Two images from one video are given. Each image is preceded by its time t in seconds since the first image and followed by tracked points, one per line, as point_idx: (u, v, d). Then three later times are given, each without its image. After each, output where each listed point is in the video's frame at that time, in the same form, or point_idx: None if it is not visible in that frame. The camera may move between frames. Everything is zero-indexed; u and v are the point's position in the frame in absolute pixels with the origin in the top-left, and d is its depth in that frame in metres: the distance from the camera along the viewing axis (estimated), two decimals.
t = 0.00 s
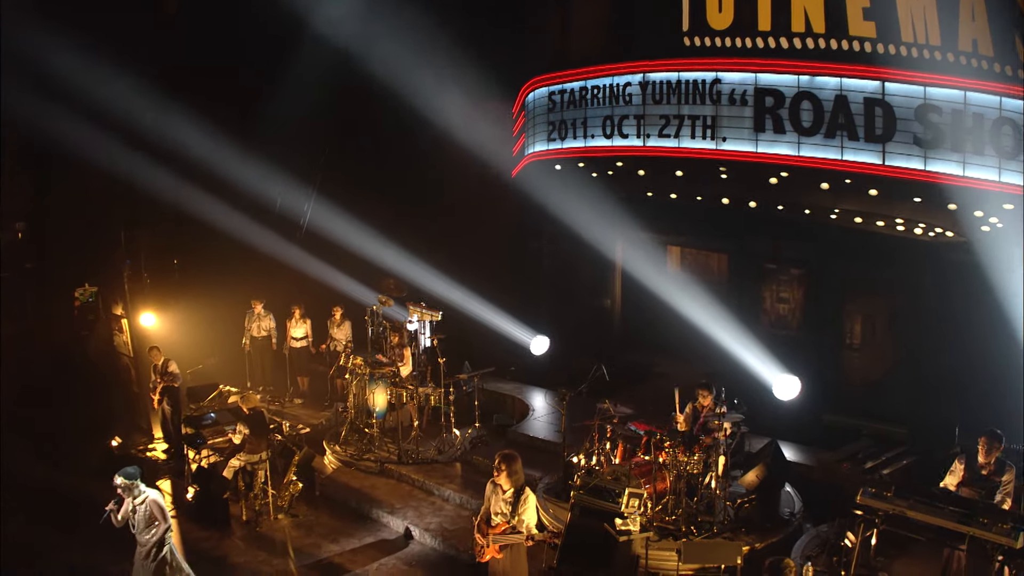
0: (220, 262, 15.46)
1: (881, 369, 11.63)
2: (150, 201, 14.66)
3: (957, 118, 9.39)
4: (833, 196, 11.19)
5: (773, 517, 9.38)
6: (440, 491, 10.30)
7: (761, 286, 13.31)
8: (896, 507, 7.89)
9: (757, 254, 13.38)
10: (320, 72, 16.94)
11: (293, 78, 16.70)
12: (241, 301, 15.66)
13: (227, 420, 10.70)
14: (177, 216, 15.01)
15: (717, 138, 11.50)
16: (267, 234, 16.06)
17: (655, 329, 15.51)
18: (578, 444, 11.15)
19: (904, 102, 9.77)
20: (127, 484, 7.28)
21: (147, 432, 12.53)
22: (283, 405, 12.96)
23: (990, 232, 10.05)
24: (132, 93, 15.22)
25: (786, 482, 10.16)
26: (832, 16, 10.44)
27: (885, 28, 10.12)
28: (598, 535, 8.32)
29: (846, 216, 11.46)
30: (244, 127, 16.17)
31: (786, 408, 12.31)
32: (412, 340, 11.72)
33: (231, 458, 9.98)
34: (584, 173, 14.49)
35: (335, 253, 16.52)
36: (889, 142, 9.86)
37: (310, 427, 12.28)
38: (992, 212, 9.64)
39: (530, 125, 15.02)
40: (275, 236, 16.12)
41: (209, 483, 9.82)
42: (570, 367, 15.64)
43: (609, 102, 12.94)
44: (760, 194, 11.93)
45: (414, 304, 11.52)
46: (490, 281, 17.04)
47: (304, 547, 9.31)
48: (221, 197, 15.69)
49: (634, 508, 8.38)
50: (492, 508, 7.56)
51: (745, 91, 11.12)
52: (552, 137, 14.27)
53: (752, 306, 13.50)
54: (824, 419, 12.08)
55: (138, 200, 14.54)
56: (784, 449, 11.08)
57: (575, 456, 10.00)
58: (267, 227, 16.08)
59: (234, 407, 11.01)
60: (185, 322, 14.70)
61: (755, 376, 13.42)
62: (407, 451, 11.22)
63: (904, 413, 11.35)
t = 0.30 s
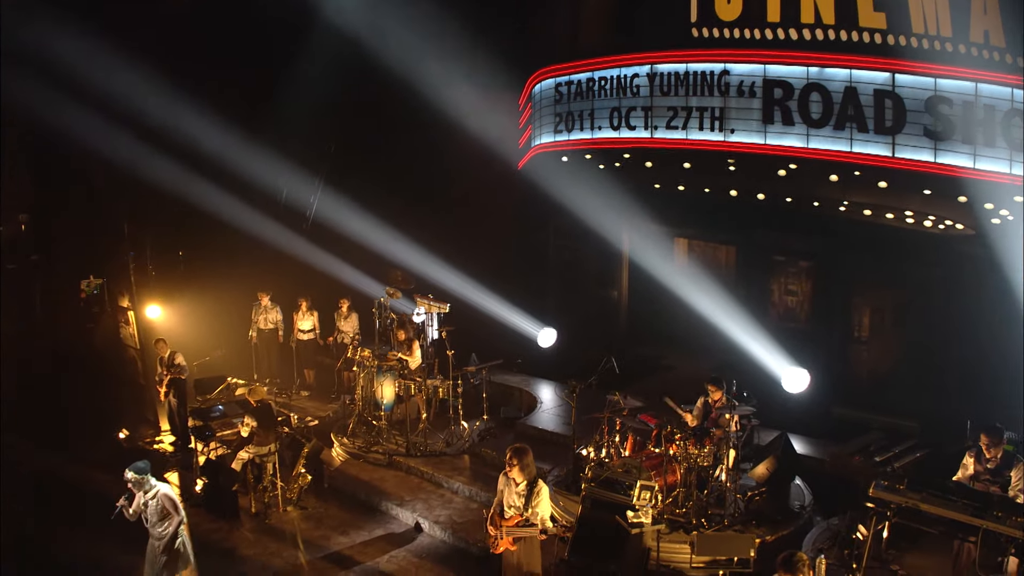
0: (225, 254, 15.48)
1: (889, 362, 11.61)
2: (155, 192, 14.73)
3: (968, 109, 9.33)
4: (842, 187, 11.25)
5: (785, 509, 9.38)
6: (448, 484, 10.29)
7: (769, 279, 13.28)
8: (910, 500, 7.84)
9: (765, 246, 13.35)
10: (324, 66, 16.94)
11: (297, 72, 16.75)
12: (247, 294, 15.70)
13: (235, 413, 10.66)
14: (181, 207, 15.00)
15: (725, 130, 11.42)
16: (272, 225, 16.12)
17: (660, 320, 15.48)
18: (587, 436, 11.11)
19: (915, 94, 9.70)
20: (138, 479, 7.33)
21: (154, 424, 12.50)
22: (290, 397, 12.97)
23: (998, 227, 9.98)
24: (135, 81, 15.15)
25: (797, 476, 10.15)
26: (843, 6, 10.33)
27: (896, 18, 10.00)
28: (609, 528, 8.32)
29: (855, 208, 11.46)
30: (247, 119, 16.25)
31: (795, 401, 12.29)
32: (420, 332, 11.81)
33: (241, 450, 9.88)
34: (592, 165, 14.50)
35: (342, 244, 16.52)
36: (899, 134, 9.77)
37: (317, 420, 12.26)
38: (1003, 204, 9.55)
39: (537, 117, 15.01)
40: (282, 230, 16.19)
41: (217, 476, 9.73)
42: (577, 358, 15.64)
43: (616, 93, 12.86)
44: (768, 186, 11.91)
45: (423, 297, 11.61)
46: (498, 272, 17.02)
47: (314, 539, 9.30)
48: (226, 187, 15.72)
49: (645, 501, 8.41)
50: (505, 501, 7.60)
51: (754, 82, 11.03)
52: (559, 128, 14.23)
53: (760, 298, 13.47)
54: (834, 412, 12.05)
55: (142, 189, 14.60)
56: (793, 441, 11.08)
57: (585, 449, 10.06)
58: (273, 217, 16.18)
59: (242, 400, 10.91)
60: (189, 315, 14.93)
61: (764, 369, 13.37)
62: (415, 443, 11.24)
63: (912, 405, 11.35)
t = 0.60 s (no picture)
0: (227, 245, 15.23)
1: (896, 355, 11.60)
2: (161, 185, 14.57)
3: (977, 102, 9.30)
4: (849, 179, 11.02)
5: (793, 502, 9.43)
6: (456, 477, 10.27)
7: (774, 271, 13.20)
8: (921, 493, 7.83)
9: (771, 240, 13.27)
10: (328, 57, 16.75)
11: (300, 65, 16.60)
12: (252, 286, 15.42)
13: (241, 406, 10.59)
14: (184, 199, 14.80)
15: (731, 122, 11.38)
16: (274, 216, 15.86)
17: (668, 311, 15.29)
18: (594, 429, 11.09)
19: (924, 86, 9.62)
20: (148, 472, 7.22)
21: (158, 418, 12.44)
22: (294, 390, 12.92)
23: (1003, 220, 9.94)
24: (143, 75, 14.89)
25: (804, 470, 10.14)
26: None
27: (906, 9, 9.95)
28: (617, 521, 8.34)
29: (862, 201, 11.36)
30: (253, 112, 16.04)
31: (802, 394, 12.27)
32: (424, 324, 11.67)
33: (247, 443, 9.72)
34: (596, 157, 14.44)
35: (346, 237, 16.44)
36: (907, 126, 9.73)
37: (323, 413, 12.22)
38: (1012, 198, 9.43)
39: (541, 108, 14.89)
40: (284, 221, 15.92)
41: (225, 469, 9.65)
42: (582, 351, 15.62)
43: (621, 85, 12.79)
44: (775, 178, 11.98)
45: (428, 290, 11.41)
46: (501, 266, 16.83)
47: (322, 532, 9.29)
48: (227, 179, 15.42)
49: (656, 494, 8.37)
50: (517, 493, 7.51)
51: (761, 74, 10.94)
52: (564, 120, 14.18)
53: (766, 291, 13.34)
54: (841, 405, 12.04)
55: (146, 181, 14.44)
56: (801, 434, 11.06)
57: (592, 442, 9.93)
58: (281, 211, 15.96)
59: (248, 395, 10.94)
60: (193, 305, 14.73)
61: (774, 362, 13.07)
62: (421, 436, 11.19)
63: (919, 398, 11.34)
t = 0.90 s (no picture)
0: (230, 241, 14.92)
1: (901, 348, 11.57)
2: (165, 177, 14.40)
3: (985, 95, 9.14)
4: (856, 173, 11.06)
5: (801, 496, 9.36)
6: (462, 470, 10.23)
7: (782, 265, 13.22)
8: (931, 486, 7.79)
9: (776, 233, 13.31)
10: (334, 46, 16.65)
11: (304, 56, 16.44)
12: (255, 279, 15.11)
13: (247, 400, 10.65)
14: (186, 191, 14.57)
15: (737, 115, 11.35)
16: (278, 209, 15.67)
17: (674, 305, 15.32)
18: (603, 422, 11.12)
19: (931, 79, 9.54)
20: (161, 461, 7.11)
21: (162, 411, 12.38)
22: (299, 382, 12.99)
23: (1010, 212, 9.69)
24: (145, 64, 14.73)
25: (812, 462, 10.17)
26: None
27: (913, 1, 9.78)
28: (627, 514, 8.33)
29: (868, 194, 11.31)
30: (260, 100, 15.90)
31: (809, 386, 12.35)
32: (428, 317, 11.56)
33: (253, 437, 9.79)
34: (601, 149, 14.42)
35: (349, 229, 16.41)
36: (914, 119, 9.63)
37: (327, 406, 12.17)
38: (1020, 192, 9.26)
39: (546, 100, 14.85)
40: (290, 214, 15.77)
41: (230, 463, 9.69)
42: (587, 344, 15.63)
43: (626, 77, 12.77)
44: (781, 171, 11.84)
45: (433, 282, 11.26)
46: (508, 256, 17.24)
47: (329, 526, 9.25)
48: (233, 171, 15.22)
49: (664, 488, 8.37)
50: (527, 486, 7.53)
51: (767, 66, 10.90)
52: (568, 112, 14.13)
53: (772, 284, 13.42)
54: (846, 399, 12.06)
55: (151, 173, 14.30)
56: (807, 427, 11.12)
57: (600, 435, 9.96)
58: (284, 204, 15.76)
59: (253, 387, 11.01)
60: (193, 298, 14.30)
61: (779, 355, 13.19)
62: (427, 429, 11.18)
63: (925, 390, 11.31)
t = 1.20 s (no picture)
0: (232, 235, 14.76)
1: (910, 342, 11.53)
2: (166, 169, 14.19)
3: (996, 88, 8.99)
4: (863, 166, 10.72)
5: (810, 490, 9.38)
6: (471, 464, 10.21)
7: (790, 259, 13.20)
8: (943, 481, 7.82)
9: (783, 227, 13.29)
10: (346, 40, 16.29)
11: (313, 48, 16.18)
12: (259, 272, 15.04)
13: (255, 393, 10.68)
14: (189, 185, 14.32)
15: (744, 108, 11.32)
16: (281, 202, 15.48)
17: (688, 297, 15.59)
18: (613, 417, 11.09)
19: (940, 72, 9.34)
20: (177, 451, 7.07)
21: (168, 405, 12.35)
22: (305, 376, 12.97)
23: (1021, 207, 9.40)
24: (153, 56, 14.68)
25: (820, 457, 10.18)
26: None
27: None
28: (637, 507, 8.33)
29: (876, 188, 11.12)
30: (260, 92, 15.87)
31: (816, 381, 12.18)
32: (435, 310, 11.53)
33: (259, 430, 9.62)
34: (606, 142, 14.35)
35: (354, 224, 16.10)
36: (923, 113, 9.52)
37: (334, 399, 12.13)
38: None
39: (551, 93, 14.78)
40: (296, 209, 15.52)
41: (239, 457, 9.68)
42: (593, 337, 15.63)
43: (633, 70, 12.72)
44: (789, 165, 11.69)
45: (439, 276, 11.23)
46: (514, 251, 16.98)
47: (338, 519, 9.24)
48: (237, 163, 15.15)
49: (676, 481, 8.23)
50: (539, 480, 7.51)
51: (774, 60, 10.83)
52: (574, 105, 14.06)
53: (779, 276, 13.41)
54: (854, 393, 11.92)
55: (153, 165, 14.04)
56: (816, 423, 11.01)
57: (608, 429, 9.97)
58: (290, 197, 15.59)
59: (261, 381, 10.99)
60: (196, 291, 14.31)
61: (788, 350, 13.18)
62: (434, 423, 11.16)
63: (933, 385, 11.25)
